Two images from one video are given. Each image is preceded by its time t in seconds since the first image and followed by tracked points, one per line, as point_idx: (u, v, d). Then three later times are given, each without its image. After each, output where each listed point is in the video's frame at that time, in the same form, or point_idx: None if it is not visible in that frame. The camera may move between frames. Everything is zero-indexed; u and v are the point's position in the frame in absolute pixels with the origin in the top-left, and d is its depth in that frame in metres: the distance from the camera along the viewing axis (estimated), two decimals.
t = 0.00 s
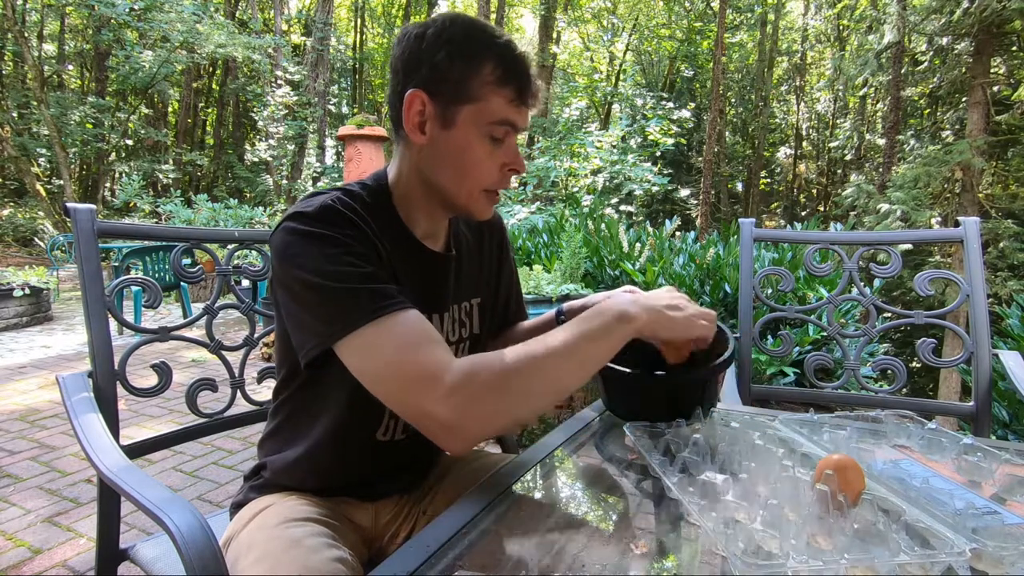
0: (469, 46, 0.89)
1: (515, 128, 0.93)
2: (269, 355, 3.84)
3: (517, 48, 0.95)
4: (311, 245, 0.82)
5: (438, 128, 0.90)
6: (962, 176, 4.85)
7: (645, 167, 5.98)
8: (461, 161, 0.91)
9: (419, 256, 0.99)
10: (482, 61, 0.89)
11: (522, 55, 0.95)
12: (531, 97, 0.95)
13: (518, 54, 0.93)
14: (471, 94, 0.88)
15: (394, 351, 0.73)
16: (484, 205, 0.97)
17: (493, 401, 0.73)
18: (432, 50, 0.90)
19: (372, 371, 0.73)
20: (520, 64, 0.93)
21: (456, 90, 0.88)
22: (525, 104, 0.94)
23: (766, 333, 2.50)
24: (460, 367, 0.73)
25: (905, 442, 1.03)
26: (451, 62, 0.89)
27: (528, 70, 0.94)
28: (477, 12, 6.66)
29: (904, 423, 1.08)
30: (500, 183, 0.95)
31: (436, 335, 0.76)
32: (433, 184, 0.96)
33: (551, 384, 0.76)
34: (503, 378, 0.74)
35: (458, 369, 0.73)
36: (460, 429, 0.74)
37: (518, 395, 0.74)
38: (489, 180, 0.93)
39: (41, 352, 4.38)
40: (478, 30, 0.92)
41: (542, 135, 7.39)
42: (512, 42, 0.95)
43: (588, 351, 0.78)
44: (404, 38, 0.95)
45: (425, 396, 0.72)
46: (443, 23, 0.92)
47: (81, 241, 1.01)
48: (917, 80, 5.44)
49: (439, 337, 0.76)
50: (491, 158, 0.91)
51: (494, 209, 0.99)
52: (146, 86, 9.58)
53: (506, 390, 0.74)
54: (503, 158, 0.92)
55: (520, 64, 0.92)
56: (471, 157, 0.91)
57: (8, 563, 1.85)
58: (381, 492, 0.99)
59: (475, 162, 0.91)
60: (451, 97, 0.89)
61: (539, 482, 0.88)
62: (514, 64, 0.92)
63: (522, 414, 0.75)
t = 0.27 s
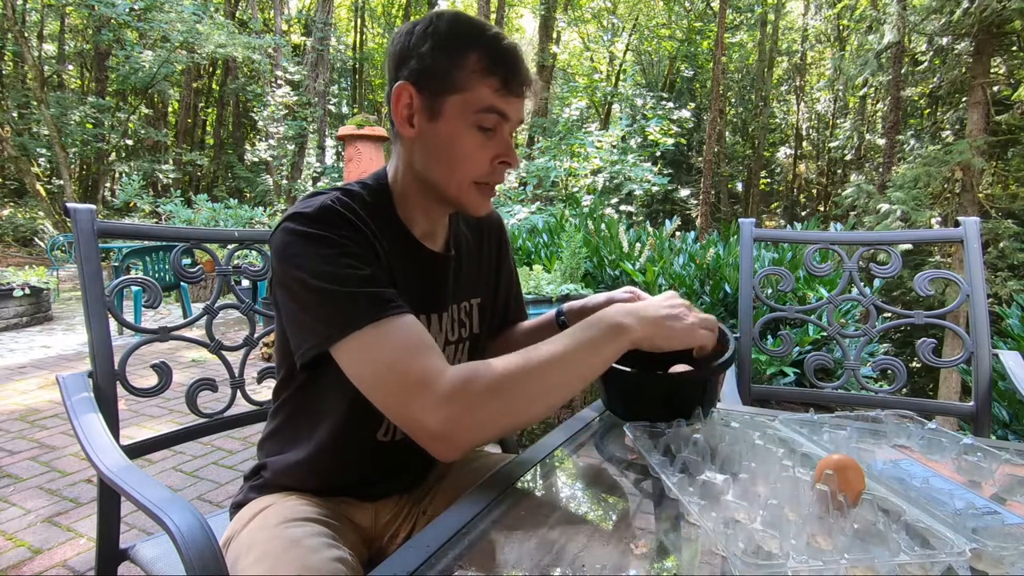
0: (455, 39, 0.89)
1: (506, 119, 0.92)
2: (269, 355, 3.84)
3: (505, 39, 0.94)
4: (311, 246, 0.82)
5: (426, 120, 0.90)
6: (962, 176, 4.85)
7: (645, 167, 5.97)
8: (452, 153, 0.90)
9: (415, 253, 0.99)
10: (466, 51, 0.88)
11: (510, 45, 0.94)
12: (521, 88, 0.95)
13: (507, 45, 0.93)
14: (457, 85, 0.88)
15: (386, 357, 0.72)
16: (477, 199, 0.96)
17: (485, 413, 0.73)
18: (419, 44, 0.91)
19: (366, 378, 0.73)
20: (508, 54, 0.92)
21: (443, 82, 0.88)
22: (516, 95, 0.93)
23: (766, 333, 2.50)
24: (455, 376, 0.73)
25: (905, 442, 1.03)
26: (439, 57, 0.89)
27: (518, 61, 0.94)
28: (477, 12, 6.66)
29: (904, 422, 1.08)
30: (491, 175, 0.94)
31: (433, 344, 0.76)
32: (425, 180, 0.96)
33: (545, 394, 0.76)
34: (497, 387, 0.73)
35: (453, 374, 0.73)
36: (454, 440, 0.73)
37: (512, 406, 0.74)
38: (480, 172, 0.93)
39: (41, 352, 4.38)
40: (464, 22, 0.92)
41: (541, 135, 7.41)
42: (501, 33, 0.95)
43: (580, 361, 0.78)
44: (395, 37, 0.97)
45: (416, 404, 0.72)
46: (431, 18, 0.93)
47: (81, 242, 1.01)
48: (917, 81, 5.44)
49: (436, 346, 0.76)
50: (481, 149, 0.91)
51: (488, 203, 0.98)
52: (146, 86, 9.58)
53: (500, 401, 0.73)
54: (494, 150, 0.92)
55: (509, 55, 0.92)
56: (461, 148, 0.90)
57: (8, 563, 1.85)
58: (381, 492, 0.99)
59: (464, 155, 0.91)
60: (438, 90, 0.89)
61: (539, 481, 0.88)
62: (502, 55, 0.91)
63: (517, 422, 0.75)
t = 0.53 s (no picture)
0: (457, 39, 0.89)
1: (509, 118, 0.92)
2: (269, 355, 3.84)
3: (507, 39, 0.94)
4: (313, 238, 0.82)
5: (429, 120, 0.90)
6: (962, 176, 4.84)
7: (645, 167, 5.96)
8: (455, 154, 0.90)
9: (416, 252, 0.99)
10: (469, 51, 0.89)
11: (512, 45, 0.94)
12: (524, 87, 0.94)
13: (509, 45, 0.93)
14: (461, 84, 0.88)
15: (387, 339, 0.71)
16: (482, 199, 0.96)
17: (484, 408, 0.68)
18: (421, 45, 0.91)
19: (368, 363, 0.72)
20: (510, 53, 0.92)
21: (445, 83, 0.89)
22: (518, 94, 0.93)
23: (766, 333, 2.50)
24: (458, 367, 0.69)
25: (905, 441, 1.03)
26: (445, 57, 0.88)
27: (520, 61, 0.94)
28: (477, 12, 6.66)
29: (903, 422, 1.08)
30: (496, 175, 0.94)
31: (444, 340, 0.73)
32: (428, 180, 0.96)
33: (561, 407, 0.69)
34: (504, 385, 0.68)
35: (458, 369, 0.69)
36: (451, 426, 0.69)
37: (516, 404, 0.68)
38: (485, 172, 0.93)
39: (40, 352, 4.38)
40: (466, 21, 0.91)
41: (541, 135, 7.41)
42: (503, 33, 0.95)
43: (614, 383, 0.70)
44: (397, 37, 0.97)
45: (411, 390, 0.69)
46: (433, 17, 0.93)
47: (81, 241, 1.01)
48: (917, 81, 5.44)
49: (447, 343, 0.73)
50: (484, 149, 0.91)
51: (492, 202, 0.98)
52: (146, 86, 9.58)
53: (504, 397, 0.68)
54: (497, 150, 0.92)
55: (510, 54, 0.92)
56: (465, 148, 0.90)
57: (8, 563, 1.85)
58: (381, 491, 0.99)
59: (468, 155, 0.91)
60: (441, 91, 0.89)
61: (539, 482, 0.88)
62: (504, 55, 0.91)
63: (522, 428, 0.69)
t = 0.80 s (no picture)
0: (453, 39, 0.89)
1: (508, 118, 0.92)
2: (269, 355, 3.84)
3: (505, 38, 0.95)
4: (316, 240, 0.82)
5: (427, 122, 0.90)
6: (962, 176, 4.84)
7: (645, 167, 5.95)
8: (454, 155, 0.90)
9: (418, 254, 0.99)
10: (466, 53, 0.89)
11: (510, 44, 0.94)
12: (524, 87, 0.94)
13: (505, 44, 0.93)
14: (458, 85, 0.88)
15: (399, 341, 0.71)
16: (484, 201, 0.95)
17: (489, 413, 0.68)
18: (419, 46, 0.91)
19: (369, 364, 0.72)
20: (507, 53, 0.92)
21: (444, 83, 0.89)
22: (516, 93, 0.93)
23: (765, 333, 2.50)
24: (467, 373, 0.69)
25: (905, 441, 1.03)
26: (443, 59, 0.89)
27: (517, 59, 0.93)
28: (477, 12, 6.66)
29: (903, 422, 1.08)
30: (497, 176, 0.94)
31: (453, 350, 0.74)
32: (429, 182, 0.95)
33: (567, 423, 0.69)
34: (509, 394, 0.68)
35: (469, 379, 0.69)
36: (453, 429, 0.69)
37: (519, 414, 0.68)
38: (485, 173, 0.92)
39: (41, 352, 4.38)
40: (462, 23, 0.91)
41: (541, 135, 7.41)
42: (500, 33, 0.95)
43: (622, 402, 0.69)
44: (395, 39, 0.97)
45: (417, 388, 0.69)
46: (431, 18, 0.93)
47: (81, 241, 1.01)
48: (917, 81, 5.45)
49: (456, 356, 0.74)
50: (484, 150, 0.91)
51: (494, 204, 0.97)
52: (146, 86, 9.57)
53: (508, 407, 0.68)
54: (496, 150, 0.91)
55: (507, 53, 0.92)
56: (465, 149, 0.90)
57: (8, 563, 1.85)
58: (381, 491, 0.99)
59: (468, 156, 0.91)
60: (439, 92, 0.89)
61: (539, 482, 0.88)
62: (500, 54, 0.91)
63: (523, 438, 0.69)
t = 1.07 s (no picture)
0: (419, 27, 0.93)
1: (464, 97, 0.91)
2: (269, 355, 3.84)
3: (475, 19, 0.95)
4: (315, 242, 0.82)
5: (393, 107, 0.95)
6: (962, 176, 4.84)
7: (645, 167, 5.95)
8: (410, 137, 0.92)
9: (415, 254, 0.99)
10: (423, 36, 0.91)
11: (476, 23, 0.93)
12: (491, 67, 0.93)
13: (466, 24, 0.92)
14: (412, 67, 0.92)
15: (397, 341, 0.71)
16: (442, 185, 0.95)
17: (489, 417, 0.68)
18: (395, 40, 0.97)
19: (368, 367, 0.72)
20: (466, 33, 0.91)
21: (404, 71, 0.93)
22: (474, 74, 0.92)
23: (765, 333, 2.50)
24: (465, 376, 0.69)
25: (905, 441, 1.03)
26: (407, 48, 0.93)
27: (478, 38, 0.92)
28: (477, 12, 6.66)
29: (903, 422, 1.08)
30: (450, 157, 0.93)
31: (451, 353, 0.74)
32: (401, 172, 0.98)
33: (566, 420, 0.68)
34: (508, 398, 0.68)
35: (464, 381, 0.68)
36: (453, 434, 0.69)
37: (519, 417, 0.68)
38: (439, 155, 0.92)
39: (41, 352, 4.38)
40: (432, 9, 0.95)
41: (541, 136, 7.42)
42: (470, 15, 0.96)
43: (617, 398, 0.69)
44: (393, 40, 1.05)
45: (416, 394, 0.69)
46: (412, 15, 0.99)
47: (81, 241, 1.01)
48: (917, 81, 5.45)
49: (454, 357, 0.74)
50: (437, 131, 0.91)
51: (457, 189, 0.96)
52: (146, 86, 9.57)
53: (508, 409, 0.68)
54: (449, 131, 0.91)
55: (465, 33, 0.91)
56: (421, 131, 0.91)
57: (8, 563, 1.85)
58: (381, 490, 0.99)
59: (423, 140, 0.92)
60: (401, 80, 0.94)
61: (539, 481, 0.88)
62: (456, 34, 0.91)
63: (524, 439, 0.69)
